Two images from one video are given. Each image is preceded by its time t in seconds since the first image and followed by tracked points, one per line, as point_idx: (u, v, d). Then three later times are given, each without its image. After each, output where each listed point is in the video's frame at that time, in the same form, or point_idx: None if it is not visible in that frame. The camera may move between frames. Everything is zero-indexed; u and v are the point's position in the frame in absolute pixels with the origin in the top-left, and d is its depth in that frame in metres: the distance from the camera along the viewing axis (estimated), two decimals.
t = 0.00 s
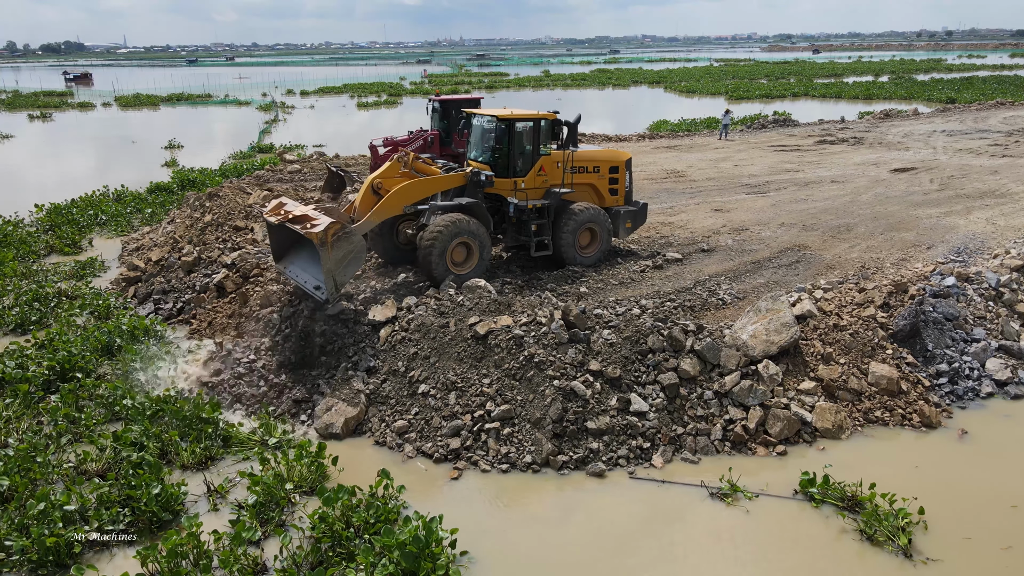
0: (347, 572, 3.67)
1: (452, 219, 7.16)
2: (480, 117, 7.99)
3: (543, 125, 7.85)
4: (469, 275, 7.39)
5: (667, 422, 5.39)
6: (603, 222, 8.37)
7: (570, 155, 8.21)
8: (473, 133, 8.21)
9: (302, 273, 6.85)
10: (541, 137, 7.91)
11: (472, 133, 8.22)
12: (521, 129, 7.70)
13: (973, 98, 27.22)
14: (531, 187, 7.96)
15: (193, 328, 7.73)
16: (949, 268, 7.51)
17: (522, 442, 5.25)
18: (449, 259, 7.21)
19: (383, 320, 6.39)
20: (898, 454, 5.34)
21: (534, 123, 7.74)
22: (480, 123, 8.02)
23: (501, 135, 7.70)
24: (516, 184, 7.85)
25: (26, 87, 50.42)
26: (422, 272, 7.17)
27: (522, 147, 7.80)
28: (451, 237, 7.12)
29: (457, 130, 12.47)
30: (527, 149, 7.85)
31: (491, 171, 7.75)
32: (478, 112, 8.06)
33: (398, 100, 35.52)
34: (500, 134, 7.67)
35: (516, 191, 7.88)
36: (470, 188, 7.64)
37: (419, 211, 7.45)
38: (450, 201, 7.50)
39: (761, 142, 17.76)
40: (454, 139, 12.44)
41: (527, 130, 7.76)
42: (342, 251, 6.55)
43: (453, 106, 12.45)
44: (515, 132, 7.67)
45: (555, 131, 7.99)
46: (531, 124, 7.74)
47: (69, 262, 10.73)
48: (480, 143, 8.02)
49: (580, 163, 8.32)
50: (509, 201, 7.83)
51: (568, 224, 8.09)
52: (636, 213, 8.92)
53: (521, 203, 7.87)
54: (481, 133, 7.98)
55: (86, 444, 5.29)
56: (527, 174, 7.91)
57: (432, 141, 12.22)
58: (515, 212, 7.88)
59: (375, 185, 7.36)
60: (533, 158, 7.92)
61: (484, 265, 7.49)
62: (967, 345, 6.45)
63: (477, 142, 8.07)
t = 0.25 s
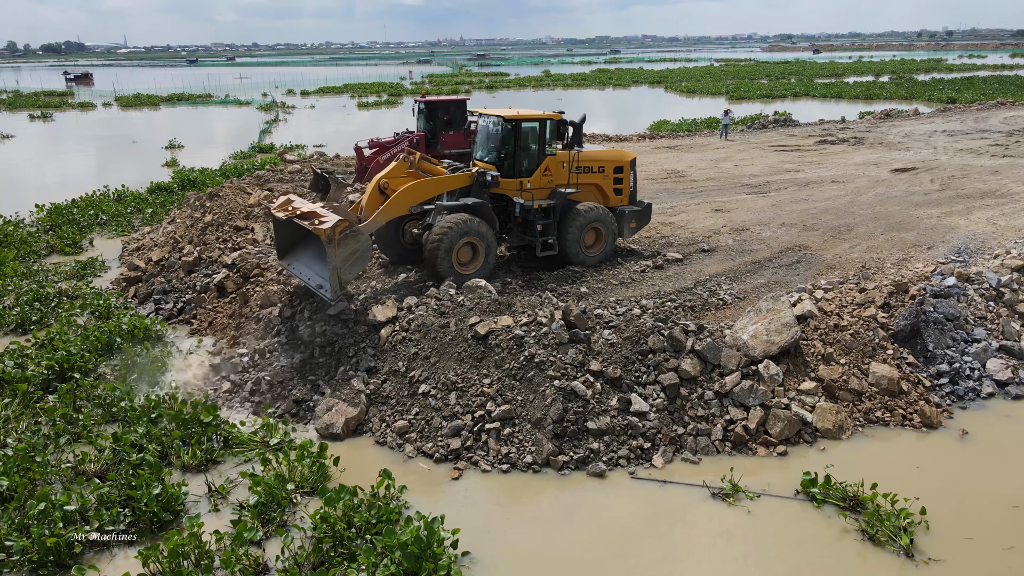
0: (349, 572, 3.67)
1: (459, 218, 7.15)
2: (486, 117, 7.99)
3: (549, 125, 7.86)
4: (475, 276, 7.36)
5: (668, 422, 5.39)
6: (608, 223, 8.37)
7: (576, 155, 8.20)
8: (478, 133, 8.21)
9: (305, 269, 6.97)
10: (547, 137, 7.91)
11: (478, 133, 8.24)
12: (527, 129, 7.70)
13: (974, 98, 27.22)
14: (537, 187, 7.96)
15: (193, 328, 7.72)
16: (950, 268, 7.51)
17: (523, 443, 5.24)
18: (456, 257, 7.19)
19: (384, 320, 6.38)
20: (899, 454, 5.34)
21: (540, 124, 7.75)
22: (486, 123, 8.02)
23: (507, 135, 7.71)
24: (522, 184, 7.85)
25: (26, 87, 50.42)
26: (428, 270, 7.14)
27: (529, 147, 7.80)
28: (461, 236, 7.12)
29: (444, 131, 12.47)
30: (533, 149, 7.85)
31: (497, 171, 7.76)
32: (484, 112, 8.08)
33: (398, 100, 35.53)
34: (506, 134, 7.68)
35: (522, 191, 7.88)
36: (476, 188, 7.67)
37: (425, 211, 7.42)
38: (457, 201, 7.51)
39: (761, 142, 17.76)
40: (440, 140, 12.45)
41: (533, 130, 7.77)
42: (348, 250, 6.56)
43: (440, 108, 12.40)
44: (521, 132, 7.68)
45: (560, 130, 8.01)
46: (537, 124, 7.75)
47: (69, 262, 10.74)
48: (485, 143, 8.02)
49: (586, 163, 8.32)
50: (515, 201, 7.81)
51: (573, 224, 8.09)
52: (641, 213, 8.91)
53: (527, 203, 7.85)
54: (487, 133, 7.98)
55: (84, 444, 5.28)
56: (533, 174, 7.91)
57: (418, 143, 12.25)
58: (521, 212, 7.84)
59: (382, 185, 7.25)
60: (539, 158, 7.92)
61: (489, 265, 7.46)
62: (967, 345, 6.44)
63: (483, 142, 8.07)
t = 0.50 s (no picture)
0: (354, 572, 3.68)
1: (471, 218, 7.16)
2: (501, 118, 8.01)
3: (562, 125, 7.86)
4: (489, 275, 7.36)
5: (672, 423, 5.38)
6: (621, 221, 8.35)
7: (589, 155, 8.20)
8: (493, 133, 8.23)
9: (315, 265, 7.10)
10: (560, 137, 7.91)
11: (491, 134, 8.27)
12: (541, 128, 7.70)
13: (980, 98, 27.12)
14: (550, 187, 7.97)
15: (198, 328, 7.75)
16: (956, 269, 7.48)
17: (527, 443, 5.25)
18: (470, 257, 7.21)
19: (388, 320, 6.39)
20: (904, 455, 5.32)
21: (553, 124, 7.75)
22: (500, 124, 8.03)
23: (521, 135, 7.71)
24: (535, 184, 7.87)
25: (33, 87, 50.64)
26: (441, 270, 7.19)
27: (542, 147, 7.80)
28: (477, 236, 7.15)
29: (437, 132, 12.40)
30: (546, 149, 7.86)
31: (511, 172, 7.80)
32: (498, 113, 8.11)
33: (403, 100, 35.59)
34: (520, 134, 7.70)
35: (536, 191, 7.90)
36: (489, 189, 7.68)
37: (438, 211, 7.47)
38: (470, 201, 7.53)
39: (766, 142, 17.73)
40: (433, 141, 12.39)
41: (546, 130, 7.77)
42: (364, 246, 6.63)
43: (433, 109, 12.31)
44: (534, 132, 7.68)
45: (573, 130, 8.00)
46: (550, 124, 7.74)
47: (75, 261, 10.79)
48: (500, 143, 8.04)
49: (598, 162, 8.32)
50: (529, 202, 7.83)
51: (586, 224, 8.07)
52: (653, 212, 8.87)
53: (541, 203, 7.85)
54: (502, 133, 8.00)
55: (88, 445, 5.30)
56: (547, 174, 7.92)
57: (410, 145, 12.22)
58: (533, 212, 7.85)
59: (396, 186, 7.31)
60: (552, 158, 7.92)
61: (503, 265, 7.45)
62: (973, 346, 6.41)
63: (497, 142, 8.09)
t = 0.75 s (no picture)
0: (360, 572, 3.69)
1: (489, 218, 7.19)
2: (516, 118, 8.07)
3: (578, 125, 7.92)
4: (505, 275, 7.36)
5: (677, 424, 5.37)
6: (637, 220, 8.34)
7: (605, 155, 8.23)
8: (508, 133, 8.29)
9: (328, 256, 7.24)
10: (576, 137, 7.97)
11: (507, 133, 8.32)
12: (557, 129, 7.76)
13: (988, 98, 27.01)
14: (567, 188, 8.04)
15: (204, 327, 7.77)
16: (962, 270, 7.45)
17: (531, 443, 5.25)
18: (487, 256, 7.23)
19: (393, 320, 6.39)
20: (911, 457, 5.30)
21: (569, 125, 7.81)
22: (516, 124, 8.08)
23: (538, 135, 7.77)
24: (551, 185, 7.93)
25: (40, 87, 50.91)
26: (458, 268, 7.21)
27: (558, 147, 7.86)
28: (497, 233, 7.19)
29: (434, 133, 12.29)
30: (562, 149, 7.91)
31: (528, 172, 7.87)
32: (513, 113, 8.16)
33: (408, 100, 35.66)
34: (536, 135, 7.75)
35: (552, 191, 7.96)
36: (505, 189, 7.73)
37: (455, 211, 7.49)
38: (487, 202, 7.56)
39: (772, 142, 17.69)
40: (430, 142, 12.29)
41: (562, 130, 7.82)
42: (384, 241, 6.65)
43: (430, 110, 12.20)
44: (550, 133, 7.74)
45: (589, 131, 8.06)
46: (566, 125, 7.80)
47: (82, 260, 10.84)
48: (516, 144, 8.10)
49: (614, 162, 8.33)
50: (545, 202, 7.88)
51: (602, 224, 8.09)
52: (667, 211, 8.84)
53: (557, 203, 7.91)
54: (518, 134, 8.05)
55: (94, 446, 5.32)
56: (563, 175, 7.98)
57: (407, 146, 12.15)
58: (550, 212, 7.88)
59: (414, 186, 7.34)
60: (568, 158, 7.97)
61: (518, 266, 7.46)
62: (980, 348, 6.37)
63: (514, 143, 8.16)
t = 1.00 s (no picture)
0: (370, 571, 3.70)
1: (515, 217, 7.30)
2: (540, 119, 8.16)
3: (601, 126, 7.99)
4: (532, 273, 7.49)
5: (686, 425, 5.35)
6: (661, 219, 8.38)
7: (628, 154, 8.26)
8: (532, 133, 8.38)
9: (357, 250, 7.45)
10: (599, 138, 8.05)
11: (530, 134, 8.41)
12: (582, 129, 7.86)
13: (1003, 99, 26.74)
14: (592, 187, 8.11)
15: (215, 326, 7.83)
16: (976, 272, 7.37)
17: (540, 444, 5.25)
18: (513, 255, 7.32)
19: (403, 320, 6.41)
20: (923, 460, 5.25)
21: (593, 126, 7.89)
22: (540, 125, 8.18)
23: (563, 136, 7.86)
24: (576, 184, 8.01)
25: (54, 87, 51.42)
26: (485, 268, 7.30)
27: (583, 147, 7.95)
28: (521, 233, 7.25)
29: (436, 133, 12.24)
30: (586, 149, 7.99)
31: (553, 172, 7.95)
32: (537, 114, 8.24)
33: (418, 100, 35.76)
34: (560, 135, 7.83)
35: (577, 190, 8.03)
36: (530, 189, 7.83)
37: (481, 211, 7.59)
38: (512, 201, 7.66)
39: (783, 143, 17.60)
40: (433, 142, 12.26)
41: (587, 131, 7.92)
42: (414, 236, 6.88)
43: (433, 109, 12.17)
44: (575, 133, 7.83)
45: (612, 131, 8.14)
46: (591, 125, 7.90)
47: (95, 259, 10.95)
48: (540, 145, 8.19)
49: (637, 161, 8.36)
50: (571, 201, 7.92)
51: (627, 223, 8.12)
52: (690, 210, 8.86)
53: (583, 202, 7.95)
54: (542, 134, 8.14)
55: (107, 445, 5.37)
56: (587, 174, 8.05)
57: (410, 146, 12.12)
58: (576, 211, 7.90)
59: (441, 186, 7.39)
60: (592, 158, 8.05)
61: (544, 263, 7.56)
62: (993, 350, 6.30)
63: (538, 143, 8.24)
